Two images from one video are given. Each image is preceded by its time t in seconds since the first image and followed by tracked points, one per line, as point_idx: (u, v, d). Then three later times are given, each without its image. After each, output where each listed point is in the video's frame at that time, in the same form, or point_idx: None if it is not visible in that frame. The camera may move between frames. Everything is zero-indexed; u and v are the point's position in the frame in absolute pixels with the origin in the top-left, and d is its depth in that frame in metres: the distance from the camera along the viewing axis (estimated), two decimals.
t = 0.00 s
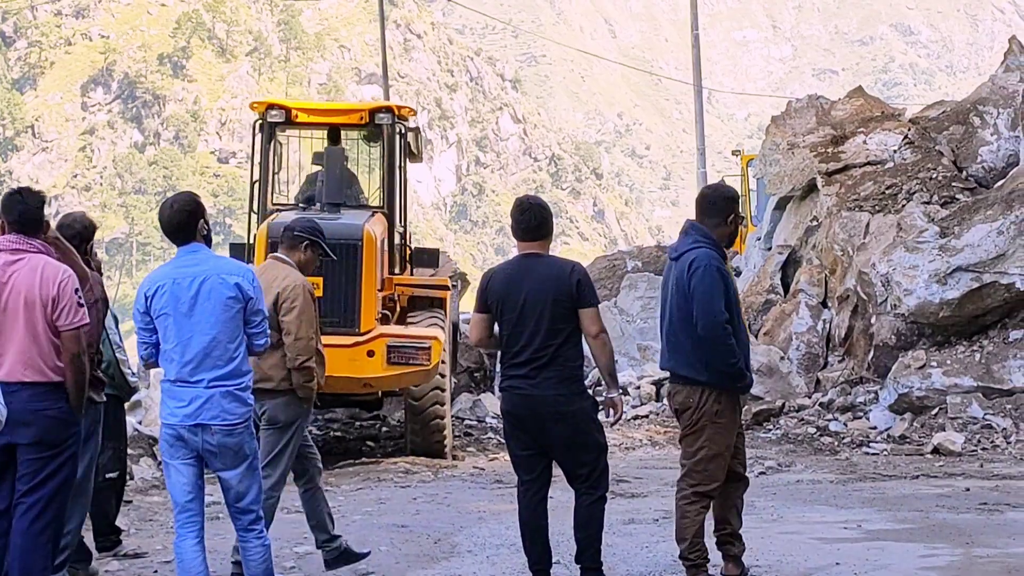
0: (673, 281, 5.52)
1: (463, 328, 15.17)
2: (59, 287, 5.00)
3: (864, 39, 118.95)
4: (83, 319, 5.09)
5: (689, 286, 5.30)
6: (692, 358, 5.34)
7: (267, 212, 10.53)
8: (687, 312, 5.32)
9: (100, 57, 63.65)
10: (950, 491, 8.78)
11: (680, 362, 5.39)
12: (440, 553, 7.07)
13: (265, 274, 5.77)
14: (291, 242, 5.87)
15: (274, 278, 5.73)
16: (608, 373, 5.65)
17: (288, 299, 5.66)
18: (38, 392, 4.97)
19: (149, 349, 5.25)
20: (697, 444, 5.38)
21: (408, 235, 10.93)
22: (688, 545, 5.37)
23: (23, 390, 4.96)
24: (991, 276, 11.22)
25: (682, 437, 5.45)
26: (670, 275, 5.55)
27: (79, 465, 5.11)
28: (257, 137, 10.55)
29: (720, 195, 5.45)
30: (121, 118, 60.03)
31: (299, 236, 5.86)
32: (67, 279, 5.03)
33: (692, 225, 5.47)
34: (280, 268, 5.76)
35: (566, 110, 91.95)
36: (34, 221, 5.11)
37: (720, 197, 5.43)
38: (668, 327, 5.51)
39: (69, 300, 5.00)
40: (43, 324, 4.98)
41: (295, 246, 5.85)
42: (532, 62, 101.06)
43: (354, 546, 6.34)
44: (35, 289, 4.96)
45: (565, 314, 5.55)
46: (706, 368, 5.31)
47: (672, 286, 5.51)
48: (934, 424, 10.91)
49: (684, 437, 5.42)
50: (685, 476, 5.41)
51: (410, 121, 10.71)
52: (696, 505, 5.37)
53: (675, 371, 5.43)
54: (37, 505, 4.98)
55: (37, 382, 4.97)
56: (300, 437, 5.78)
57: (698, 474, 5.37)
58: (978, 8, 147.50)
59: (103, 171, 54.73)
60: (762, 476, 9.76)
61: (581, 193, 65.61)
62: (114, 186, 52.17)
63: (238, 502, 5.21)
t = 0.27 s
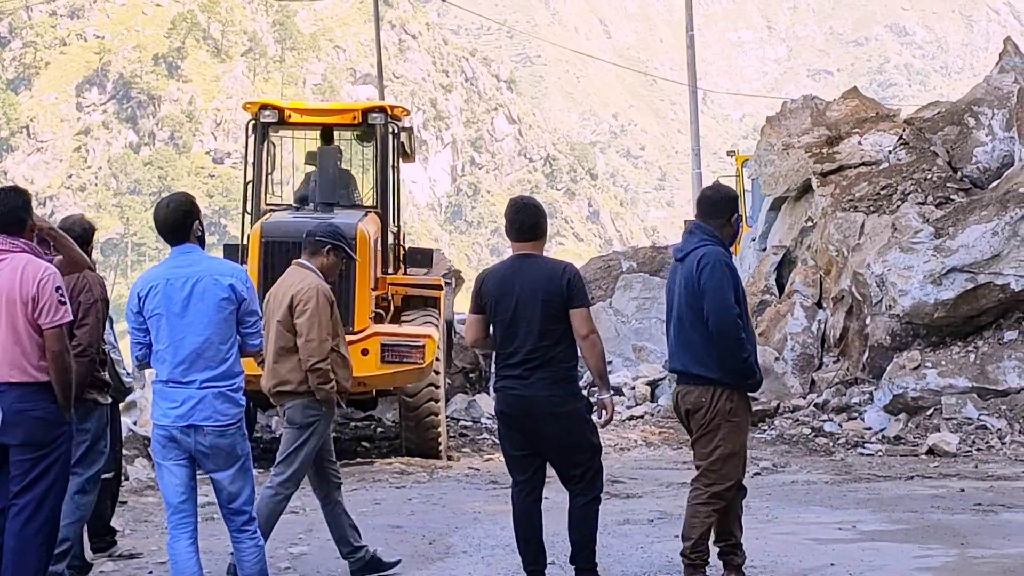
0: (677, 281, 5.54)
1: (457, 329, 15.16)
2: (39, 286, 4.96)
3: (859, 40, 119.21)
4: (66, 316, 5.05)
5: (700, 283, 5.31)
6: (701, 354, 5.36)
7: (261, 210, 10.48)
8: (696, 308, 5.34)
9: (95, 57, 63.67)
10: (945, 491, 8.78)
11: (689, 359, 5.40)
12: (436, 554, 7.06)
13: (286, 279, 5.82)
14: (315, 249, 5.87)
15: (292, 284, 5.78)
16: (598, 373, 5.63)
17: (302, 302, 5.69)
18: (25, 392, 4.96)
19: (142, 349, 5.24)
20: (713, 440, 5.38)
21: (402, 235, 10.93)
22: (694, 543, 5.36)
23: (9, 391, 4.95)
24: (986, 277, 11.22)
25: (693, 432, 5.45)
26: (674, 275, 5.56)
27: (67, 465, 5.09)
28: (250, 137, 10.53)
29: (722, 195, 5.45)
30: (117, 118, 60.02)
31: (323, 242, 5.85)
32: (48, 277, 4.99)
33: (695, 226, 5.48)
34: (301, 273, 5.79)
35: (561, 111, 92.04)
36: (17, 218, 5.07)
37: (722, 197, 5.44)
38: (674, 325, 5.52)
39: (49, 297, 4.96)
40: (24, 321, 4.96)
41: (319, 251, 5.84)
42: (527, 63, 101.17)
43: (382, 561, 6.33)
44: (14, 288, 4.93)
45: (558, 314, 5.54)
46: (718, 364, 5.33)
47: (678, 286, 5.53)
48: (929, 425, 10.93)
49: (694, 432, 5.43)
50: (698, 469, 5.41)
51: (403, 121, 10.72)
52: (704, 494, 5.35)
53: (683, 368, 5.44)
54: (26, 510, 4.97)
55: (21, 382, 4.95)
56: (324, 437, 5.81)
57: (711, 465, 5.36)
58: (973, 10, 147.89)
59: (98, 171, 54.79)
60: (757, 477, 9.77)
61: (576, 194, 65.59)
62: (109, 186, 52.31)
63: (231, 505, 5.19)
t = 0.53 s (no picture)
0: (678, 280, 5.57)
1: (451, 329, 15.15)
2: (20, 285, 4.90)
3: (853, 40, 119.20)
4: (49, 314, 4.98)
5: (709, 281, 5.34)
6: (712, 350, 5.39)
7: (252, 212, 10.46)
8: (704, 305, 5.37)
9: (89, 58, 63.62)
10: (939, 493, 8.78)
11: (695, 356, 5.43)
12: (430, 555, 7.05)
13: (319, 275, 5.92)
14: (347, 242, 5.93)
15: (326, 277, 5.87)
16: (590, 373, 5.62)
17: (335, 294, 5.79)
18: (11, 391, 4.94)
19: (133, 349, 5.23)
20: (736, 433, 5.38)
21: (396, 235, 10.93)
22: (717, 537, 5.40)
23: None
24: (981, 278, 11.23)
25: (705, 429, 5.46)
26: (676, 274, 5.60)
27: (55, 464, 5.08)
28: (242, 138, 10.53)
29: (717, 195, 5.50)
30: (111, 119, 60.00)
31: (357, 234, 5.89)
32: (28, 275, 4.94)
33: (694, 225, 5.53)
34: (335, 265, 5.89)
35: (555, 112, 92.03)
36: None
37: (718, 196, 5.49)
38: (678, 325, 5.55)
39: (28, 296, 4.91)
40: (8, 322, 4.92)
41: (350, 244, 5.90)
42: (522, 64, 101.15)
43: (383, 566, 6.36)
44: None
45: (551, 316, 5.53)
46: (733, 360, 5.35)
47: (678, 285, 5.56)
48: (923, 425, 10.93)
49: (708, 428, 5.44)
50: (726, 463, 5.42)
51: (395, 122, 10.67)
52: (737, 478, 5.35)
53: (688, 367, 5.47)
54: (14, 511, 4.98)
55: (6, 382, 4.92)
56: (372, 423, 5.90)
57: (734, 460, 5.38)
58: (968, 10, 147.86)
59: (93, 172, 54.81)
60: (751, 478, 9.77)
61: (571, 195, 65.42)
62: (104, 187, 52.40)
63: (223, 505, 5.17)
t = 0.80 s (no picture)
0: (679, 280, 5.58)
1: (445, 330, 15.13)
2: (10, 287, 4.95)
3: (848, 41, 119.22)
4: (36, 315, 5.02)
5: (732, 282, 5.39)
6: (732, 349, 5.41)
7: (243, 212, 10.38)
8: (726, 304, 5.40)
9: (84, 59, 63.62)
10: (933, 494, 8.78)
11: (707, 355, 5.45)
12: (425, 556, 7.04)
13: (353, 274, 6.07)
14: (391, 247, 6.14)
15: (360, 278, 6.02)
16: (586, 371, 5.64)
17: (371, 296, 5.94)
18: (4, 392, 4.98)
19: (127, 351, 5.23)
20: (760, 430, 5.42)
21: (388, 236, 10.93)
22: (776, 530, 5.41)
23: None
24: (975, 278, 11.21)
25: (720, 430, 5.49)
26: (672, 275, 5.65)
27: (46, 465, 5.12)
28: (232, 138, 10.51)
29: (718, 195, 5.58)
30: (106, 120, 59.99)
31: (395, 240, 6.11)
32: (14, 276, 4.97)
33: (695, 226, 5.61)
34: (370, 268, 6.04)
35: (551, 113, 92.03)
36: None
37: (720, 195, 5.56)
38: (679, 323, 5.56)
39: (13, 296, 4.94)
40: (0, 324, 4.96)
41: (388, 249, 6.10)
42: (517, 64, 101.13)
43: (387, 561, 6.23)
44: None
45: (545, 316, 5.52)
46: (754, 356, 5.41)
47: (678, 284, 5.58)
48: (918, 426, 10.91)
49: (728, 428, 5.46)
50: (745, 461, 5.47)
51: (386, 122, 10.69)
52: (777, 470, 5.40)
53: (696, 368, 5.48)
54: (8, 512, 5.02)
55: None
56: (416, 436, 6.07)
57: (762, 456, 5.43)
58: (962, 11, 147.92)
59: (87, 173, 54.84)
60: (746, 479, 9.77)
61: (566, 196, 65.13)
62: (98, 189, 52.52)
63: (218, 505, 5.17)
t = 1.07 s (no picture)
0: (702, 280, 5.57)
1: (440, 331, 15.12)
2: None
3: (844, 42, 119.27)
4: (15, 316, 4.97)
5: (773, 283, 5.45)
6: (763, 348, 5.46)
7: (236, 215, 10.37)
8: (760, 304, 5.46)
9: (80, 59, 63.68)
10: (929, 495, 8.78)
11: (735, 355, 5.47)
12: (421, 556, 7.03)
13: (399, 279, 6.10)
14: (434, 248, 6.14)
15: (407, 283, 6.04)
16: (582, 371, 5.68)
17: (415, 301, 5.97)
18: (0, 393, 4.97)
19: (119, 351, 5.23)
20: (783, 430, 5.49)
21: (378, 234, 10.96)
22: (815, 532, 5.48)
23: None
24: (971, 279, 11.21)
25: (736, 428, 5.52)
26: (687, 275, 5.63)
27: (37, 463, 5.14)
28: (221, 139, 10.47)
29: (728, 194, 5.64)
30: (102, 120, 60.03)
31: (438, 242, 6.12)
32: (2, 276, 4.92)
33: (711, 227, 5.65)
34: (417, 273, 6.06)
35: (546, 113, 92.07)
36: None
37: (731, 194, 5.62)
38: (706, 323, 5.54)
39: None
40: None
41: (432, 253, 6.12)
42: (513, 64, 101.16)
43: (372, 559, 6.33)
44: None
45: (543, 317, 5.53)
46: (782, 357, 5.51)
47: (701, 283, 5.57)
48: (914, 427, 10.92)
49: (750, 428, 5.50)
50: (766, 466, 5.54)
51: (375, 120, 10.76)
52: (799, 475, 5.48)
53: (721, 366, 5.49)
54: None
55: None
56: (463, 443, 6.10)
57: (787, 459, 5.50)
58: (958, 11, 147.94)
59: (83, 173, 54.95)
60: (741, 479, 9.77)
61: (561, 197, 65.19)
62: (94, 189, 52.75)
63: (213, 505, 5.18)
